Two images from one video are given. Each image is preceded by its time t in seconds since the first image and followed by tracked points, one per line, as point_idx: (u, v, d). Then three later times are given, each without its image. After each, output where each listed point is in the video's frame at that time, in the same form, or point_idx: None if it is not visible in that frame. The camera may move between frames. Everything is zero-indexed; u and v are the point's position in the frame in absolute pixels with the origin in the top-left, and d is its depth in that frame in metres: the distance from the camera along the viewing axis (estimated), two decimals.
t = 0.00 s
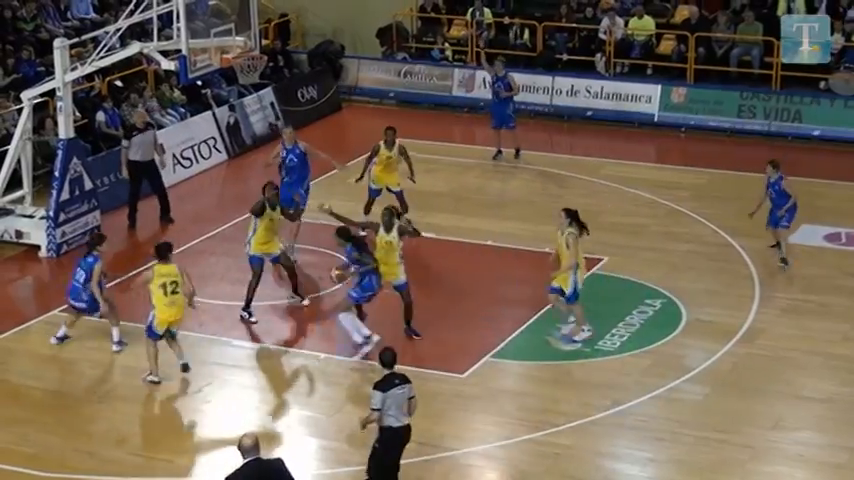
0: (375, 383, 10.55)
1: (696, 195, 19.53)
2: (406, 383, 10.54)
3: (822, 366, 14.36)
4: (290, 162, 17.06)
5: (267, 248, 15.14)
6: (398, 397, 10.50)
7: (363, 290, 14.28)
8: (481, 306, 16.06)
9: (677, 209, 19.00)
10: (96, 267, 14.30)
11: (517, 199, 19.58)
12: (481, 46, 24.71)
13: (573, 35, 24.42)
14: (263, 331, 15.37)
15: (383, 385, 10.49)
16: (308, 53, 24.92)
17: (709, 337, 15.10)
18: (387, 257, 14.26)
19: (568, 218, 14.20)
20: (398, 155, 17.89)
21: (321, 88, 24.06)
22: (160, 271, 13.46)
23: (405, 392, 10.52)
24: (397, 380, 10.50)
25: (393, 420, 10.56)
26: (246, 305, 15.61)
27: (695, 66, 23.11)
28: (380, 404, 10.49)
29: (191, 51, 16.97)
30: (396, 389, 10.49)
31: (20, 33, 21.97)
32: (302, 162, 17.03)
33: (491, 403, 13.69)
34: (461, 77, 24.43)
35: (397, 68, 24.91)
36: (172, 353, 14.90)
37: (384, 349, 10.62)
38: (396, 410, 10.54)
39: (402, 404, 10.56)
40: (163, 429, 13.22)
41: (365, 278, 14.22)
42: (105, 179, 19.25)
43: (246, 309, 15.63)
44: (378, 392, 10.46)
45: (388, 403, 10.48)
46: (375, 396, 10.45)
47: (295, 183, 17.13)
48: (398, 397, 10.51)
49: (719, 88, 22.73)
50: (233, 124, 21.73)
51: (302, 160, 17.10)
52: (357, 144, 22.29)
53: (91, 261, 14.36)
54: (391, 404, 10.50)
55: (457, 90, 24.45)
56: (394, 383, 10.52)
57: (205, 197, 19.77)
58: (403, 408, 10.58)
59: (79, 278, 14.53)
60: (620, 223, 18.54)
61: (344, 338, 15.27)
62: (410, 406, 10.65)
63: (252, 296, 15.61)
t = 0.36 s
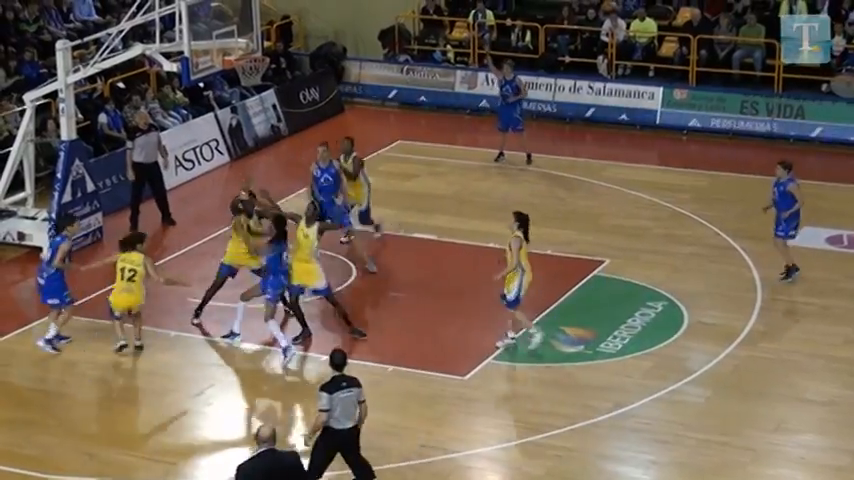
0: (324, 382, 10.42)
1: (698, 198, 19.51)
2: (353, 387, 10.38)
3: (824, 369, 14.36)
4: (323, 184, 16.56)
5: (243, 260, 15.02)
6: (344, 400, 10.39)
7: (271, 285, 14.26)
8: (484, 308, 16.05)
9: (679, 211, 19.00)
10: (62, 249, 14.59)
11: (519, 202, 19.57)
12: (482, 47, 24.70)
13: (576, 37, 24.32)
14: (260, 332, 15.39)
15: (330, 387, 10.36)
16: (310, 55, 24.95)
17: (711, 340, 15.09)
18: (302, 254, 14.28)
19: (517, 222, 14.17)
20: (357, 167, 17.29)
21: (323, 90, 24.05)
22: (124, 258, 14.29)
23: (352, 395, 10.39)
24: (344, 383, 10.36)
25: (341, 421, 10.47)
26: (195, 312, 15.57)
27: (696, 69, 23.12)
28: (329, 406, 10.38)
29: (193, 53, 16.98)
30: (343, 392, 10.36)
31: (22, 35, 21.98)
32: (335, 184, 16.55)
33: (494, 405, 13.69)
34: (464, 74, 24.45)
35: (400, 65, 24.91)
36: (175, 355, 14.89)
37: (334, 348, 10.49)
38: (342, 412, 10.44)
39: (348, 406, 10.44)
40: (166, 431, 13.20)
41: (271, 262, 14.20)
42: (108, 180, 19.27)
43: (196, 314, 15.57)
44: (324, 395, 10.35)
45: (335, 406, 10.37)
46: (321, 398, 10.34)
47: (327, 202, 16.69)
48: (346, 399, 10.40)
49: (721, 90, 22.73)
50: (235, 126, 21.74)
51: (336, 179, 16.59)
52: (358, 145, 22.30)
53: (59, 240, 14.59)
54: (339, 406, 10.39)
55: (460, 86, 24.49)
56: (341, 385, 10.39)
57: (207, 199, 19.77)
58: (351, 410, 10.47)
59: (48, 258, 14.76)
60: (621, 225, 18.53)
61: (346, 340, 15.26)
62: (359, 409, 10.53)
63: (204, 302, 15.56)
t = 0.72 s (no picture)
0: (279, 389, 10.73)
1: (699, 215, 19.50)
2: (310, 393, 10.70)
3: (826, 387, 14.34)
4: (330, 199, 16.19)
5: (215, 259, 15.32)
6: (299, 406, 10.68)
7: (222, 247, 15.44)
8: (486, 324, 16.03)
9: (681, 228, 19.00)
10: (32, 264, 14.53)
11: (521, 218, 19.57)
12: (484, 64, 24.71)
13: (577, 54, 24.38)
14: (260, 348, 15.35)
15: (285, 393, 10.68)
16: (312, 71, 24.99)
17: (714, 357, 15.07)
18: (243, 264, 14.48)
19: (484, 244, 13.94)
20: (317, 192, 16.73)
21: (325, 106, 24.06)
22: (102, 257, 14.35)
23: (308, 402, 10.70)
24: (300, 389, 10.67)
25: (295, 428, 10.73)
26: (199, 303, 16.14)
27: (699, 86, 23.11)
28: (283, 411, 10.68)
29: (196, 69, 17.03)
30: (298, 398, 10.66)
31: (25, 50, 22.04)
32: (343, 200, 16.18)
33: (496, 422, 13.66)
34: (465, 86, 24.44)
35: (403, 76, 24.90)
36: (176, 371, 14.87)
37: (294, 355, 10.71)
38: (297, 419, 10.73)
39: (304, 413, 10.74)
40: (167, 447, 13.18)
41: (228, 219, 15.46)
42: (110, 196, 19.26)
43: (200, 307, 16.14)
44: (279, 400, 10.66)
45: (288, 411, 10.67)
46: (275, 403, 10.64)
47: (333, 219, 16.32)
48: (300, 405, 10.70)
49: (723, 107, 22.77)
50: (237, 142, 21.75)
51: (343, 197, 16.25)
52: (361, 162, 22.31)
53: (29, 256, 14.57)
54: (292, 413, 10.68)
55: (463, 97, 24.47)
56: (297, 392, 10.70)
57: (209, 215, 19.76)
58: (307, 416, 10.77)
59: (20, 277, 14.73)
60: (623, 242, 18.53)
61: (347, 357, 15.23)
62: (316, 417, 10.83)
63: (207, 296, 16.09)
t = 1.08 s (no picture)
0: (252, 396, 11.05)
1: (704, 230, 19.50)
2: (280, 401, 10.99)
3: (831, 402, 14.33)
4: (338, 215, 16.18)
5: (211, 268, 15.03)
6: (268, 413, 11.01)
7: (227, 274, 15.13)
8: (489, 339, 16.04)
9: (685, 243, 19.01)
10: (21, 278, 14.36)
11: (525, 233, 19.59)
12: (489, 79, 24.74)
13: (582, 69, 24.39)
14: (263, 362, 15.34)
15: (257, 401, 10.99)
16: (317, 86, 25.05)
17: (718, 372, 15.06)
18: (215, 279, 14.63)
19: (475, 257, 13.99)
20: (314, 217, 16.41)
21: (329, 122, 24.11)
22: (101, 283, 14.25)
23: (278, 409, 11.01)
24: (270, 398, 10.97)
25: (265, 433, 11.06)
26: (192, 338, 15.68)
27: (703, 101, 23.22)
28: (254, 417, 11.04)
29: (201, 84, 17.07)
30: (267, 407, 10.97)
31: (31, 65, 22.15)
32: (352, 213, 16.22)
33: (500, 437, 13.66)
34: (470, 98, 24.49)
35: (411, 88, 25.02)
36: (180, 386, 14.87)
37: (270, 364, 10.96)
38: (270, 424, 11.05)
39: (276, 418, 11.06)
40: (169, 462, 13.19)
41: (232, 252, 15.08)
42: (115, 211, 19.28)
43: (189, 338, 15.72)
44: (250, 407, 11.00)
45: (257, 417, 11.02)
46: (246, 410, 11.00)
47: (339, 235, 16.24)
48: (270, 412, 11.02)
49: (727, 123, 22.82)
50: (242, 157, 21.78)
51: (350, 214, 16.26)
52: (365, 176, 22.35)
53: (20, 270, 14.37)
54: (262, 419, 11.02)
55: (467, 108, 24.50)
56: (270, 401, 10.99)
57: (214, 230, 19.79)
58: (278, 421, 11.09)
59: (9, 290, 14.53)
60: (627, 257, 18.55)
61: (350, 372, 15.24)
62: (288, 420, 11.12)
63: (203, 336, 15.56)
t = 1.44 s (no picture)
0: (228, 395, 10.99)
1: (708, 234, 19.49)
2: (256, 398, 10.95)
3: (835, 407, 14.32)
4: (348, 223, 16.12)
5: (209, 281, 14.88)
6: (245, 411, 10.96)
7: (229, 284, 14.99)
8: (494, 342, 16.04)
9: (688, 247, 19.00)
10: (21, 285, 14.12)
11: (528, 237, 19.58)
12: (492, 83, 24.77)
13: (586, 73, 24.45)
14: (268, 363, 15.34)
15: (233, 401, 10.93)
16: (321, 90, 25.05)
17: (723, 376, 15.05)
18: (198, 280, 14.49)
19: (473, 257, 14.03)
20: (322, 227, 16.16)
21: (333, 125, 24.12)
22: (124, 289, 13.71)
23: (253, 407, 10.97)
24: (247, 395, 10.92)
25: (242, 431, 11.02)
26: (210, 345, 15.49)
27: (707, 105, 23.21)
28: (229, 414, 10.96)
29: (206, 88, 17.07)
30: (243, 404, 10.92)
31: (36, 69, 22.18)
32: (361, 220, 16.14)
33: (504, 440, 13.66)
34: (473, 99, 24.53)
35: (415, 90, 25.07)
36: (185, 389, 14.87)
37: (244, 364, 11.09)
38: (246, 421, 11.00)
39: (253, 415, 11.01)
40: (173, 465, 13.18)
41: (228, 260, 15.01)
42: (119, 214, 19.30)
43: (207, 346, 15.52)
44: (225, 407, 10.92)
45: (234, 416, 10.96)
46: (223, 409, 10.91)
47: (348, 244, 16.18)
48: (246, 410, 10.98)
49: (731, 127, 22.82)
50: (246, 161, 21.78)
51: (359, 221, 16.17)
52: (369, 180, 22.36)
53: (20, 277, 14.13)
54: (238, 419, 10.97)
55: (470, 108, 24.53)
56: (246, 399, 10.95)
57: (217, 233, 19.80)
58: (253, 418, 11.04)
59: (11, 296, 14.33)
60: (631, 261, 18.53)
61: (354, 375, 15.23)
62: (261, 415, 11.10)
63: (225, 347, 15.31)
